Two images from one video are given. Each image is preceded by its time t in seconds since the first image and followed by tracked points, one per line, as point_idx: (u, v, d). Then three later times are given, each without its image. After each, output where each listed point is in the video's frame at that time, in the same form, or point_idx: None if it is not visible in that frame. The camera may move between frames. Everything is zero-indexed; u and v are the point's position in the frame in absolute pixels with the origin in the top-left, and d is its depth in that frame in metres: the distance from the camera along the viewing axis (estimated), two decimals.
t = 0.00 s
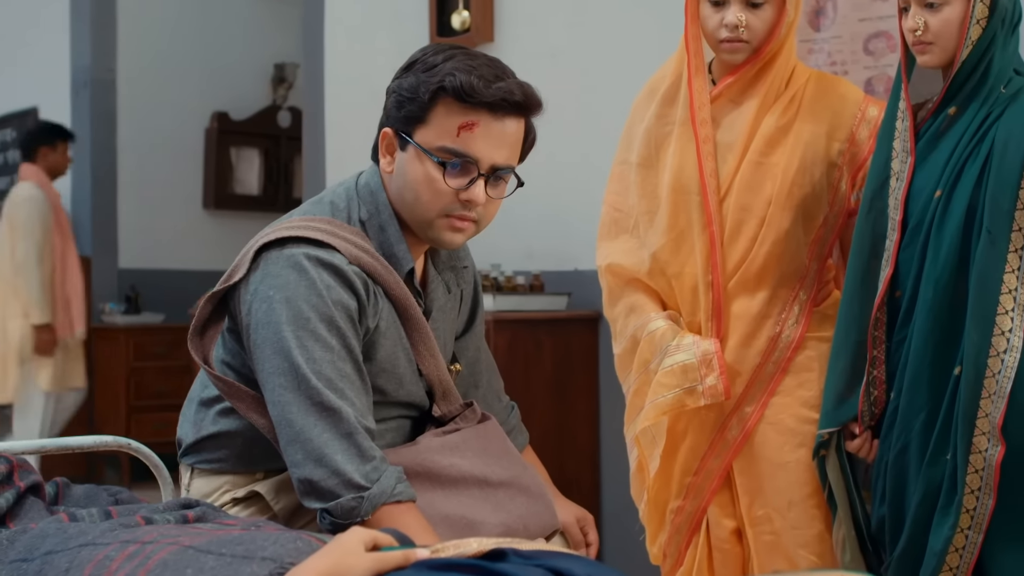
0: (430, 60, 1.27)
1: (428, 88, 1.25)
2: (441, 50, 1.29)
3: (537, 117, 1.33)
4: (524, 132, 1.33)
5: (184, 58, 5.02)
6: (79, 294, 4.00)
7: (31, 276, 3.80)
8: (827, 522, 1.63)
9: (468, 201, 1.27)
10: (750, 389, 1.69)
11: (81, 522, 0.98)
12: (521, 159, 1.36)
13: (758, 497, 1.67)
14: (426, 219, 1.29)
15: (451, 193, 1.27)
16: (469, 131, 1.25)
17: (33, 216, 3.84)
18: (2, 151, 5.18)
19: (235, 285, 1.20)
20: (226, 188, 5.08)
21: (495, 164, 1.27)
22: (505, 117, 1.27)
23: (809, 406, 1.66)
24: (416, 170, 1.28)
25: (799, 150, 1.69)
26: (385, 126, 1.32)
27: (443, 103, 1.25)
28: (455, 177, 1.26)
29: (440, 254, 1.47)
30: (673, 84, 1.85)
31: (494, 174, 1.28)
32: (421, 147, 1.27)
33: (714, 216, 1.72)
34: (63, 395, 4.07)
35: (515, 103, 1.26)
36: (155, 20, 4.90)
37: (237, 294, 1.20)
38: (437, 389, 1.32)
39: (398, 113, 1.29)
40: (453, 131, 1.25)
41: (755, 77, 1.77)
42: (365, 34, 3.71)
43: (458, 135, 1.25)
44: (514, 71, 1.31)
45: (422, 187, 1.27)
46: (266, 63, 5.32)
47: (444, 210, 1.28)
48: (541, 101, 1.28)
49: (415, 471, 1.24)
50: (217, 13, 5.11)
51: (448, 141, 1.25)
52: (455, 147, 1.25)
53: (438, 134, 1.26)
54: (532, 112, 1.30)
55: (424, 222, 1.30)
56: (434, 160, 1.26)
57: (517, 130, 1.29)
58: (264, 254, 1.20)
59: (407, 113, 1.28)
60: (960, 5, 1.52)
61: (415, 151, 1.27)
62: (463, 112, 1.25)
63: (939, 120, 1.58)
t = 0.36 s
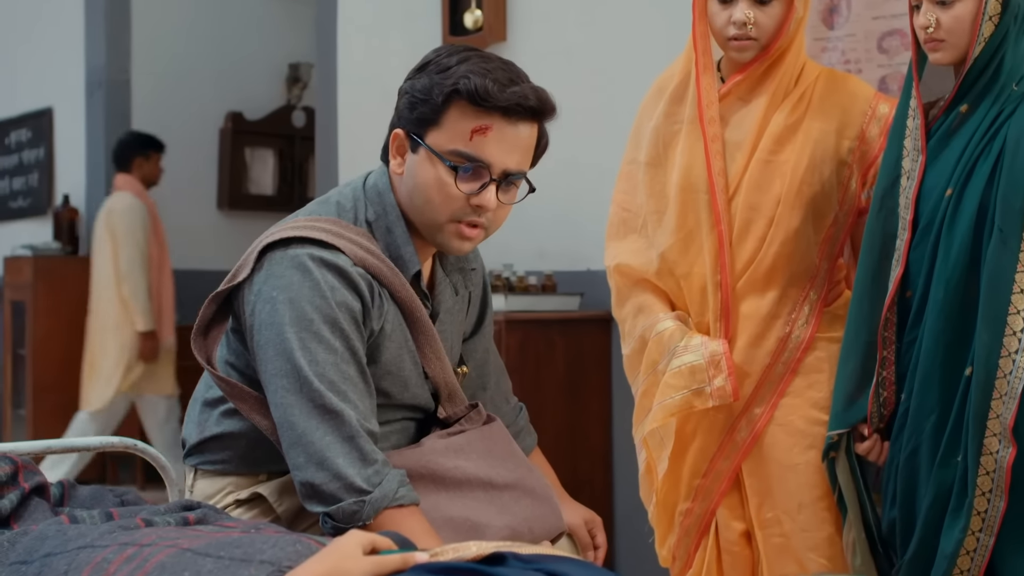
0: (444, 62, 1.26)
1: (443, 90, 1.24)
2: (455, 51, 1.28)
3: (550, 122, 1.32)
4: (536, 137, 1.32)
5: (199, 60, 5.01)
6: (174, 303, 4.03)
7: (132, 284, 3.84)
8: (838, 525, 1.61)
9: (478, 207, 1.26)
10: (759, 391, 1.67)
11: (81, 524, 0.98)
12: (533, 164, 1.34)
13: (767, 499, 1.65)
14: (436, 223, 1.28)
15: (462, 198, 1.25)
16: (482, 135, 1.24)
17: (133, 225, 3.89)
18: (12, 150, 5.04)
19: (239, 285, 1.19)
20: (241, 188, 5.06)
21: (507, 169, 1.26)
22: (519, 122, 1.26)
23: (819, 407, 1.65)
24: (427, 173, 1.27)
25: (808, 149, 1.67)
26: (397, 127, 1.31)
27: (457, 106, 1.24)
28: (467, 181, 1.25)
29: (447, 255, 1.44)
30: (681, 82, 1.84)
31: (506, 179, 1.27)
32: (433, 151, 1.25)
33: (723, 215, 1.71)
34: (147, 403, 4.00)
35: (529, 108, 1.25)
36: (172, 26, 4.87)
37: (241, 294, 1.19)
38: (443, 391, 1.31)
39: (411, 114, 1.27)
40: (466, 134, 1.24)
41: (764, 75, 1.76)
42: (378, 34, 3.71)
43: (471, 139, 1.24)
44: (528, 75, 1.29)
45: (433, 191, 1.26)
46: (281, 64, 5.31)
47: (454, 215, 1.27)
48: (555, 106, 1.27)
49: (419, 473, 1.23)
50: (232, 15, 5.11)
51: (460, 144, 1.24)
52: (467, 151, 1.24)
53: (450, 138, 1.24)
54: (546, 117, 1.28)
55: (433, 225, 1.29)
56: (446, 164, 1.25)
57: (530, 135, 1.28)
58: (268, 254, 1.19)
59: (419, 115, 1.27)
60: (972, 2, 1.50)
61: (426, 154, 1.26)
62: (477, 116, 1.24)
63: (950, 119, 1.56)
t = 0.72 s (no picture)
0: (453, 65, 1.20)
1: (449, 93, 1.17)
2: (464, 55, 1.22)
3: (561, 128, 1.25)
4: (546, 143, 1.25)
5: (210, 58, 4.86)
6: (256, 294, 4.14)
7: (219, 276, 3.93)
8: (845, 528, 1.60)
9: (484, 213, 1.19)
10: (765, 392, 1.66)
11: (77, 526, 0.97)
12: (541, 170, 1.28)
13: (774, 502, 1.64)
14: (439, 228, 1.22)
15: (468, 204, 1.19)
16: (489, 140, 1.17)
17: (218, 218, 4.00)
18: (23, 150, 5.04)
19: (240, 286, 1.18)
20: (253, 190, 4.98)
21: (514, 176, 1.19)
22: (527, 128, 1.19)
23: (825, 408, 1.63)
24: (432, 178, 1.20)
25: (813, 147, 1.66)
26: (403, 130, 1.24)
27: (463, 110, 1.17)
28: (473, 187, 1.19)
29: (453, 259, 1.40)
30: (686, 81, 1.83)
31: (513, 186, 1.20)
32: (439, 155, 1.19)
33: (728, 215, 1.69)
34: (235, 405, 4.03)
35: (538, 114, 1.19)
36: (184, 21, 4.75)
37: (242, 295, 1.18)
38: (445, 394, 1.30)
39: (417, 118, 1.21)
40: (472, 139, 1.17)
41: (769, 73, 1.75)
42: (386, 33, 3.69)
43: (477, 144, 1.17)
44: (538, 80, 1.23)
45: (438, 196, 1.20)
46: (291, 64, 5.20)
47: (458, 220, 1.20)
48: (565, 113, 1.21)
49: (419, 476, 1.22)
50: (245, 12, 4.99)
51: (467, 150, 1.17)
52: (474, 157, 1.17)
53: (456, 142, 1.18)
54: (556, 123, 1.22)
55: (436, 230, 1.22)
56: (452, 168, 1.18)
57: (538, 142, 1.21)
58: (269, 255, 1.18)
59: (426, 119, 1.20)
60: None
61: (432, 159, 1.20)
62: (484, 121, 1.17)
63: (957, 117, 1.55)
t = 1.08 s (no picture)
0: (452, 64, 1.20)
1: (449, 93, 1.17)
2: (464, 53, 1.21)
3: (562, 127, 1.24)
4: (547, 142, 1.24)
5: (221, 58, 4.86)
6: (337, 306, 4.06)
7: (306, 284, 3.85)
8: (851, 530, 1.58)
9: (485, 213, 1.18)
10: (771, 393, 1.65)
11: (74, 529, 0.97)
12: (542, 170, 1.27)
13: (780, 504, 1.62)
14: (440, 229, 1.21)
15: (468, 203, 1.18)
16: (489, 139, 1.16)
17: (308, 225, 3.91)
18: (34, 150, 5.05)
19: (238, 287, 1.18)
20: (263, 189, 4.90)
21: (515, 175, 1.18)
22: (528, 126, 1.18)
23: (833, 410, 1.62)
24: (432, 178, 1.19)
25: (819, 146, 1.65)
26: (403, 129, 1.24)
27: (463, 109, 1.17)
28: (473, 187, 1.18)
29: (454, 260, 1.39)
30: (692, 79, 1.82)
31: (514, 185, 1.19)
32: (439, 155, 1.18)
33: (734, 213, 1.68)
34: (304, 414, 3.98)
35: (538, 113, 1.18)
36: (195, 21, 4.75)
37: (240, 296, 1.18)
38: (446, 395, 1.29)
39: (416, 117, 1.20)
40: (473, 138, 1.16)
41: (775, 71, 1.74)
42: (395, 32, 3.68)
43: (478, 143, 1.16)
44: (539, 78, 1.22)
45: (438, 196, 1.19)
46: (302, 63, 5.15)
47: (458, 220, 1.19)
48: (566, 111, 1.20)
49: (420, 478, 1.21)
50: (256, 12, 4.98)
51: (467, 149, 1.17)
52: (474, 156, 1.16)
53: (456, 141, 1.17)
54: (557, 122, 1.21)
55: (436, 231, 1.22)
56: (452, 168, 1.17)
57: (539, 140, 1.20)
58: (267, 256, 1.17)
59: (425, 118, 1.19)
60: None
61: (432, 158, 1.19)
62: (484, 120, 1.16)
63: (964, 115, 1.53)
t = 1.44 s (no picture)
0: (453, 61, 1.19)
1: (449, 89, 1.16)
2: (465, 49, 1.20)
3: (563, 123, 1.23)
4: (549, 139, 1.23)
5: (234, 60, 4.86)
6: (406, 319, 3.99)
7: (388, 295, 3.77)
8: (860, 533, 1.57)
9: (486, 210, 1.17)
10: (779, 395, 1.63)
11: (72, 531, 0.97)
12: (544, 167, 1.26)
13: (789, 507, 1.61)
14: (442, 227, 1.20)
15: (469, 201, 1.17)
16: (490, 136, 1.16)
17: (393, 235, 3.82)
18: (49, 150, 5.08)
19: (239, 287, 1.17)
20: (276, 189, 4.90)
21: (516, 171, 1.17)
22: (529, 122, 1.17)
23: (842, 412, 1.60)
24: (433, 175, 1.19)
25: (829, 145, 1.63)
26: (404, 127, 1.23)
27: (464, 106, 1.16)
28: (474, 183, 1.17)
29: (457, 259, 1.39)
30: (701, 78, 1.80)
31: (516, 182, 1.18)
32: (440, 152, 1.17)
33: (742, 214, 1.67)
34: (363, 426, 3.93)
35: (539, 109, 1.17)
36: (206, 22, 4.75)
37: (241, 296, 1.17)
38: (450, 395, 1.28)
39: (417, 115, 1.20)
40: (473, 135, 1.16)
41: (785, 70, 1.72)
42: (407, 32, 3.67)
43: (478, 140, 1.16)
44: (541, 74, 1.21)
45: (439, 194, 1.18)
46: (316, 63, 5.15)
47: (460, 218, 1.19)
48: (568, 107, 1.19)
49: (423, 479, 1.20)
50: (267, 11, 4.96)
51: (467, 146, 1.16)
52: (475, 153, 1.16)
53: (457, 138, 1.16)
54: (558, 117, 1.20)
55: (438, 230, 1.21)
56: (452, 165, 1.17)
57: (541, 137, 1.19)
58: (268, 256, 1.17)
59: (426, 115, 1.19)
60: None
61: (433, 156, 1.18)
62: (484, 117, 1.15)
63: (972, 113, 1.51)
